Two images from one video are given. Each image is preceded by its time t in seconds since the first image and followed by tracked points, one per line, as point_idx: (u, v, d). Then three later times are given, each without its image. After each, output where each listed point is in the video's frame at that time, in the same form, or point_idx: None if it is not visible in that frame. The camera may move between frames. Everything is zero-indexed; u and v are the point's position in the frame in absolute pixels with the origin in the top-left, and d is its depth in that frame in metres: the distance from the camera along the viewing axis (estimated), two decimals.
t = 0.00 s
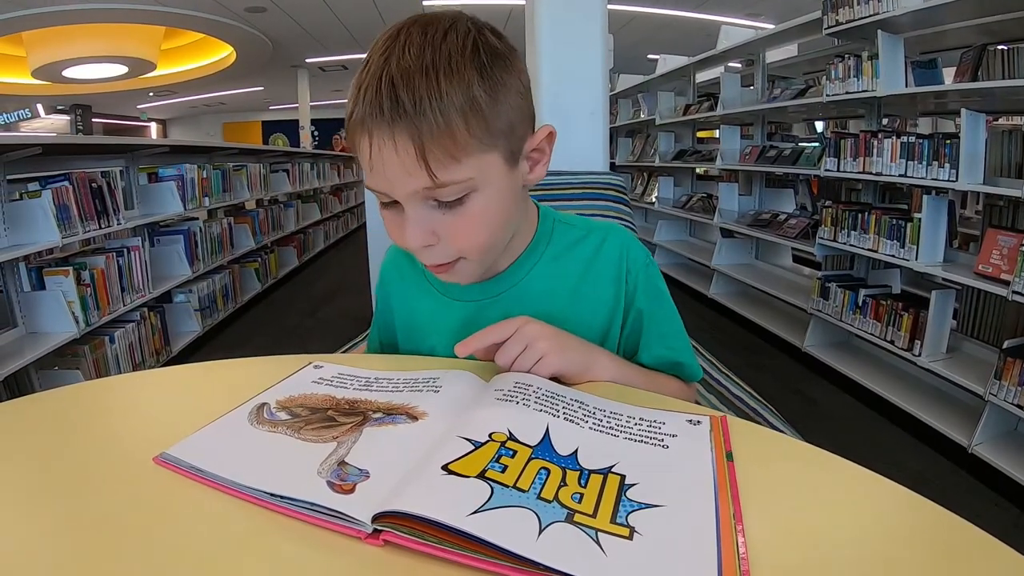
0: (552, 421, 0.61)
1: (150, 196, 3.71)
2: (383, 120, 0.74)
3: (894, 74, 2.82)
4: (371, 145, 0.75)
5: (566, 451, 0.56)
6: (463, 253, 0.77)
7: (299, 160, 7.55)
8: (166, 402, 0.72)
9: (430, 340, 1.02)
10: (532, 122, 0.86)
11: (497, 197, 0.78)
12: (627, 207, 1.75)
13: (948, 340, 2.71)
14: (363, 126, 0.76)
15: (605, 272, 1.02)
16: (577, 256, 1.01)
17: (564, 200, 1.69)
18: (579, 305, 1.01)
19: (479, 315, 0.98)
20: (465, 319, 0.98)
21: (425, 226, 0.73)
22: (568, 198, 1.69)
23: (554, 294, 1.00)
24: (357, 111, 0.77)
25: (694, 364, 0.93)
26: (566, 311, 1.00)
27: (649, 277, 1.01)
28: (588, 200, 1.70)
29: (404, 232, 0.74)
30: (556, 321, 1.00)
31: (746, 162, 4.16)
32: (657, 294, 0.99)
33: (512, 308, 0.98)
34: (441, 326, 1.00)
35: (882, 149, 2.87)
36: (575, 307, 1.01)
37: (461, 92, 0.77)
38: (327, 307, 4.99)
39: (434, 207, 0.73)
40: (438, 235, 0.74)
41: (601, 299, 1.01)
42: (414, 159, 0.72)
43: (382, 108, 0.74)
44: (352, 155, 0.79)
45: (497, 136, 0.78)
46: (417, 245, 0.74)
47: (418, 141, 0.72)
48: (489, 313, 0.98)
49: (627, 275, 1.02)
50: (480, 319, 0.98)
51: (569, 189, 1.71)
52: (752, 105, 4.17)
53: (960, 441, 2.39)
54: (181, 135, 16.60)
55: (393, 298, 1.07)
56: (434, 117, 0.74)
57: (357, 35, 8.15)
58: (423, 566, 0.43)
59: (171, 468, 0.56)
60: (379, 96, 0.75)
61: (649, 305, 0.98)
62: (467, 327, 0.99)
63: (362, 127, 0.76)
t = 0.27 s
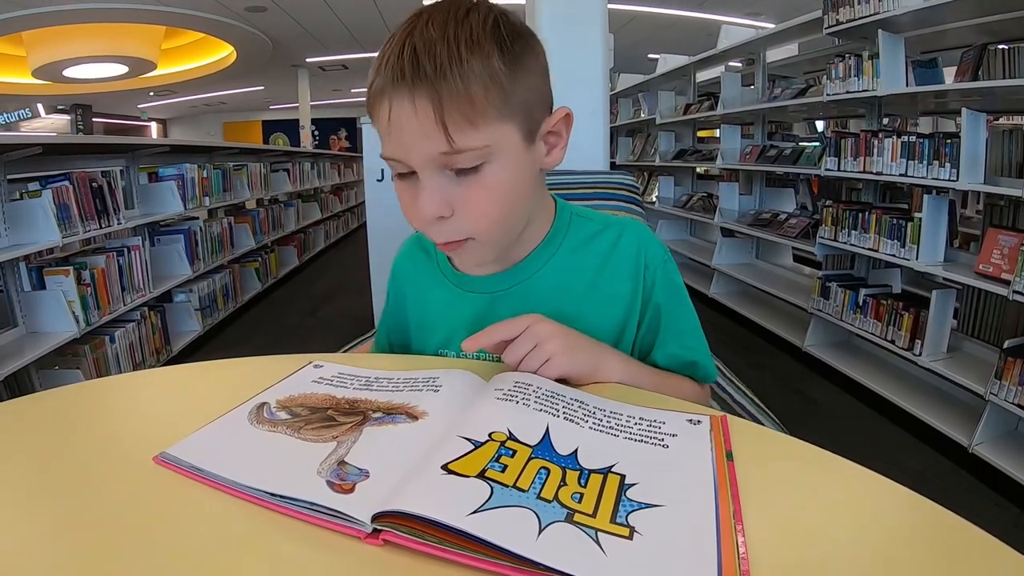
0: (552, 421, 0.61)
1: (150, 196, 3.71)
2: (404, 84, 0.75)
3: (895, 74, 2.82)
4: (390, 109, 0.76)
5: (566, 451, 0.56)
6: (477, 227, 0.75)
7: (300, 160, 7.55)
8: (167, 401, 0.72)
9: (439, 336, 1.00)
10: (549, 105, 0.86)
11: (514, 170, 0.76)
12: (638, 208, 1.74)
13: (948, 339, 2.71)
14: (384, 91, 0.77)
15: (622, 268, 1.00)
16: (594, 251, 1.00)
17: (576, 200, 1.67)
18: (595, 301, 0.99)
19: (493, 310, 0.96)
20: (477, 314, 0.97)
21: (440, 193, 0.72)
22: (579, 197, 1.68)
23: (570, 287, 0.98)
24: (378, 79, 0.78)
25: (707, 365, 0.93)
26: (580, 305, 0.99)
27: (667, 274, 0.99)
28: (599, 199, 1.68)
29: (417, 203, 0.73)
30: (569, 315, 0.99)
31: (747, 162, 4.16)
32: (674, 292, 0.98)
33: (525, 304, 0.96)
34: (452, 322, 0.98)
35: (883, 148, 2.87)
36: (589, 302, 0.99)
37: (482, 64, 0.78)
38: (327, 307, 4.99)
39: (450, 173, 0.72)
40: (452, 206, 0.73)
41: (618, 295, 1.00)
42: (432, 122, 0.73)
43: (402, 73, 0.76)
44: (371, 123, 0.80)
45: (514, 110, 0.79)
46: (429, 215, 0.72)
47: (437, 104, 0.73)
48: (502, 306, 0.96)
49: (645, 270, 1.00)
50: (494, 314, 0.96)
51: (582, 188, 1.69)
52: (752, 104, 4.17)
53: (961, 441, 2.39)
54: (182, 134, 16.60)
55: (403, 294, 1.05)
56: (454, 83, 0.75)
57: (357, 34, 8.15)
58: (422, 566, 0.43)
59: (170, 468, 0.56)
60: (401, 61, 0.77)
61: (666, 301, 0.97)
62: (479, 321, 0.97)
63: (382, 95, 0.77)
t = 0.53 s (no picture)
0: (551, 420, 0.61)
1: (150, 195, 3.71)
2: (441, 62, 0.76)
3: (895, 73, 2.82)
4: (426, 86, 0.76)
5: (565, 450, 0.56)
6: (507, 209, 0.75)
7: (300, 159, 7.55)
8: (169, 400, 0.72)
9: (451, 336, 1.00)
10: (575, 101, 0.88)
11: (542, 155, 0.77)
12: (657, 208, 1.73)
13: (948, 338, 2.71)
14: (420, 70, 0.77)
15: (637, 276, 0.98)
16: (610, 256, 0.98)
17: (592, 200, 1.68)
18: (609, 305, 0.98)
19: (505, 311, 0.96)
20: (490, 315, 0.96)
21: (471, 172, 0.72)
22: (594, 198, 1.69)
23: (582, 290, 0.97)
24: (414, 60, 0.79)
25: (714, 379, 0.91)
26: (590, 309, 0.97)
27: (681, 283, 0.97)
28: (616, 200, 1.69)
29: (447, 182, 0.73)
30: (579, 318, 0.97)
31: (747, 161, 4.16)
32: (686, 301, 0.96)
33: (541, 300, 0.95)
34: (465, 322, 0.98)
35: (883, 147, 2.87)
36: (600, 306, 0.97)
37: (515, 50, 0.79)
38: (327, 307, 4.99)
39: (482, 153, 0.73)
40: (483, 185, 0.73)
41: (631, 302, 0.97)
42: (469, 98, 0.73)
43: (440, 53, 0.77)
44: (403, 105, 0.80)
45: (544, 97, 0.80)
46: (460, 193, 0.73)
47: (474, 80, 0.74)
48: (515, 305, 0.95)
49: (659, 279, 0.98)
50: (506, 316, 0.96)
51: (599, 188, 1.70)
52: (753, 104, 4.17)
53: (961, 440, 2.39)
54: (181, 134, 16.60)
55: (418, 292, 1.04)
56: (490, 64, 0.76)
57: (357, 34, 8.15)
58: (421, 566, 0.43)
59: (170, 468, 0.56)
60: (438, 42, 0.78)
61: (679, 310, 0.95)
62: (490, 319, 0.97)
63: (417, 75, 0.78)
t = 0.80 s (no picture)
0: (551, 420, 0.61)
1: (150, 196, 3.71)
2: (452, 70, 0.76)
3: (894, 73, 2.82)
4: (437, 94, 0.77)
5: (566, 450, 0.56)
6: (512, 214, 0.75)
7: (300, 160, 7.56)
8: (169, 400, 0.73)
9: (457, 332, 0.99)
10: (589, 110, 0.86)
11: (549, 163, 0.77)
12: (686, 212, 1.65)
13: (948, 338, 2.71)
14: (433, 79, 0.78)
15: (643, 284, 0.95)
16: (618, 262, 0.96)
17: (615, 200, 1.64)
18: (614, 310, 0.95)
19: (509, 311, 0.95)
20: (495, 315, 0.95)
21: (478, 178, 0.73)
22: (616, 198, 1.65)
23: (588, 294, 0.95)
24: (429, 69, 0.80)
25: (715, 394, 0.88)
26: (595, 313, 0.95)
27: (688, 295, 0.94)
28: (639, 201, 1.63)
29: (456, 186, 0.74)
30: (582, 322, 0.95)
31: (747, 161, 4.16)
32: (693, 312, 0.92)
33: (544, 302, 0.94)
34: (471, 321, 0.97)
35: (883, 147, 2.87)
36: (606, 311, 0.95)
37: (525, 59, 0.79)
38: (327, 307, 4.99)
39: (488, 158, 0.73)
40: (489, 190, 0.73)
41: (636, 309, 0.95)
42: (476, 106, 0.74)
43: (452, 61, 0.77)
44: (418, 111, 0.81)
45: (554, 106, 0.79)
46: (466, 197, 0.73)
47: (482, 89, 0.74)
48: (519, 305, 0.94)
49: (666, 288, 0.95)
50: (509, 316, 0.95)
51: (623, 189, 1.65)
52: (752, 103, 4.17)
53: (961, 439, 2.39)
54: (181, 134, 16.60)
55: (430, 287, 1.04)
56: (499, 73, 0.76)
57: (357, 34, 8.14)
58: (421, 565, 0.43)
59: (170, 467, 0.56)
60: (451, 51, 0.79)
61: (685, 321, 0.92)
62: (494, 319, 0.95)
63: (430, 82, 0.79)
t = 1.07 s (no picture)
0: (550, 420, 0.61)
1: (150, 196, 3.71)
2: (453, 71, 0.77)
3: (894, 71, 2.82)
4: (438, 95, 0.77)
5: (564, 450, 0.56)
6: (510, 213, 0.75)
7: (299, 160, 7.55)
8: (169, 400, 0.73)
9: (449, 327, 0.99)
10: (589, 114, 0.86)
11: (547, 164, 0.77)
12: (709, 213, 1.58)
13: (949, 336, 2.71)
14: (435, 80, 0.79)
15: (637, 287, 0.95)
16: (613, 264, 0.97)
17: (633, 201, 1.58)
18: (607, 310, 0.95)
19: (502, 308, 0.95)
20: (487, 312, 0.96)
21: (476, 178, 0.73)
22: (634, 198, 1.58)
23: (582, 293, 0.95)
24: (431, 69, 0.80)
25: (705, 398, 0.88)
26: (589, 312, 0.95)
27: (682, 300, 0.93)
28: (658, 203, 1.56)
29: (454, 184, 0.74)
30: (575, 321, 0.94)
31: (746, 160, 4.16)
32: (686, 317, 0.92)
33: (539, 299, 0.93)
34: (463, 317, 0.97)
35: (882, 145, 2.87)
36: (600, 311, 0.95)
37: (526, 62, 0.79)
38: (327, 307, 4.99)
39: (486, 158, 0.73)
40: (486, 189, 0.73)
41: (629, 311, 0.95)
42: (476, 107, 0.74)
43: (453, 63, 0.78)
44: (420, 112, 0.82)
45: (554, 109, 0.79)
46: (463, 195, 0.73)
47: (482, 89, 0.75)
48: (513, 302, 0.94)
49: (659, 293, 0.94)
50: (501, 314, 0.94)
51: (642, 189, 1.58)
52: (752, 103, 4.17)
53: (961, 438, 2.39)
54: (180, 135, 16.59)
55: (426, 283, 1.04)
56: (499, 75, 0.76)
57: (356, 34, 8.13)
58: (418, 566, 0.43)
59: (169, 468, 0.56)
60: (453, 53, 0.79)
61: (678, 325, 0.91)
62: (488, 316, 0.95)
63: (432, 82, 0.79)
